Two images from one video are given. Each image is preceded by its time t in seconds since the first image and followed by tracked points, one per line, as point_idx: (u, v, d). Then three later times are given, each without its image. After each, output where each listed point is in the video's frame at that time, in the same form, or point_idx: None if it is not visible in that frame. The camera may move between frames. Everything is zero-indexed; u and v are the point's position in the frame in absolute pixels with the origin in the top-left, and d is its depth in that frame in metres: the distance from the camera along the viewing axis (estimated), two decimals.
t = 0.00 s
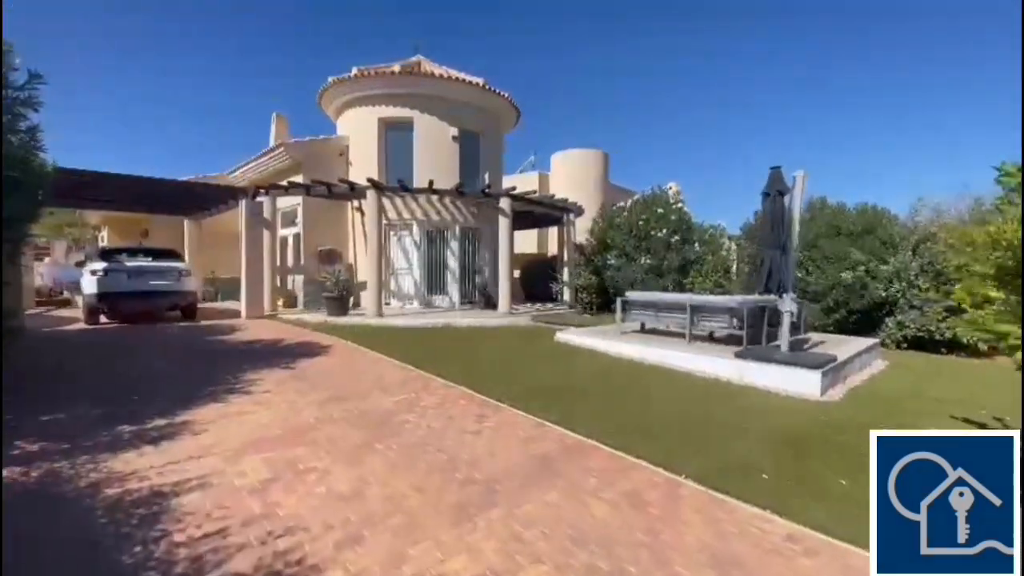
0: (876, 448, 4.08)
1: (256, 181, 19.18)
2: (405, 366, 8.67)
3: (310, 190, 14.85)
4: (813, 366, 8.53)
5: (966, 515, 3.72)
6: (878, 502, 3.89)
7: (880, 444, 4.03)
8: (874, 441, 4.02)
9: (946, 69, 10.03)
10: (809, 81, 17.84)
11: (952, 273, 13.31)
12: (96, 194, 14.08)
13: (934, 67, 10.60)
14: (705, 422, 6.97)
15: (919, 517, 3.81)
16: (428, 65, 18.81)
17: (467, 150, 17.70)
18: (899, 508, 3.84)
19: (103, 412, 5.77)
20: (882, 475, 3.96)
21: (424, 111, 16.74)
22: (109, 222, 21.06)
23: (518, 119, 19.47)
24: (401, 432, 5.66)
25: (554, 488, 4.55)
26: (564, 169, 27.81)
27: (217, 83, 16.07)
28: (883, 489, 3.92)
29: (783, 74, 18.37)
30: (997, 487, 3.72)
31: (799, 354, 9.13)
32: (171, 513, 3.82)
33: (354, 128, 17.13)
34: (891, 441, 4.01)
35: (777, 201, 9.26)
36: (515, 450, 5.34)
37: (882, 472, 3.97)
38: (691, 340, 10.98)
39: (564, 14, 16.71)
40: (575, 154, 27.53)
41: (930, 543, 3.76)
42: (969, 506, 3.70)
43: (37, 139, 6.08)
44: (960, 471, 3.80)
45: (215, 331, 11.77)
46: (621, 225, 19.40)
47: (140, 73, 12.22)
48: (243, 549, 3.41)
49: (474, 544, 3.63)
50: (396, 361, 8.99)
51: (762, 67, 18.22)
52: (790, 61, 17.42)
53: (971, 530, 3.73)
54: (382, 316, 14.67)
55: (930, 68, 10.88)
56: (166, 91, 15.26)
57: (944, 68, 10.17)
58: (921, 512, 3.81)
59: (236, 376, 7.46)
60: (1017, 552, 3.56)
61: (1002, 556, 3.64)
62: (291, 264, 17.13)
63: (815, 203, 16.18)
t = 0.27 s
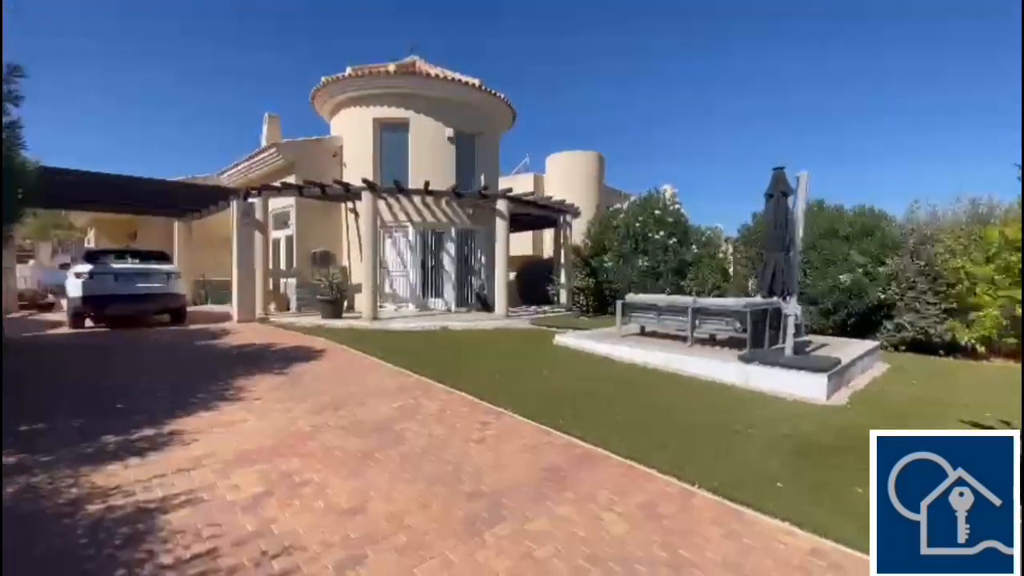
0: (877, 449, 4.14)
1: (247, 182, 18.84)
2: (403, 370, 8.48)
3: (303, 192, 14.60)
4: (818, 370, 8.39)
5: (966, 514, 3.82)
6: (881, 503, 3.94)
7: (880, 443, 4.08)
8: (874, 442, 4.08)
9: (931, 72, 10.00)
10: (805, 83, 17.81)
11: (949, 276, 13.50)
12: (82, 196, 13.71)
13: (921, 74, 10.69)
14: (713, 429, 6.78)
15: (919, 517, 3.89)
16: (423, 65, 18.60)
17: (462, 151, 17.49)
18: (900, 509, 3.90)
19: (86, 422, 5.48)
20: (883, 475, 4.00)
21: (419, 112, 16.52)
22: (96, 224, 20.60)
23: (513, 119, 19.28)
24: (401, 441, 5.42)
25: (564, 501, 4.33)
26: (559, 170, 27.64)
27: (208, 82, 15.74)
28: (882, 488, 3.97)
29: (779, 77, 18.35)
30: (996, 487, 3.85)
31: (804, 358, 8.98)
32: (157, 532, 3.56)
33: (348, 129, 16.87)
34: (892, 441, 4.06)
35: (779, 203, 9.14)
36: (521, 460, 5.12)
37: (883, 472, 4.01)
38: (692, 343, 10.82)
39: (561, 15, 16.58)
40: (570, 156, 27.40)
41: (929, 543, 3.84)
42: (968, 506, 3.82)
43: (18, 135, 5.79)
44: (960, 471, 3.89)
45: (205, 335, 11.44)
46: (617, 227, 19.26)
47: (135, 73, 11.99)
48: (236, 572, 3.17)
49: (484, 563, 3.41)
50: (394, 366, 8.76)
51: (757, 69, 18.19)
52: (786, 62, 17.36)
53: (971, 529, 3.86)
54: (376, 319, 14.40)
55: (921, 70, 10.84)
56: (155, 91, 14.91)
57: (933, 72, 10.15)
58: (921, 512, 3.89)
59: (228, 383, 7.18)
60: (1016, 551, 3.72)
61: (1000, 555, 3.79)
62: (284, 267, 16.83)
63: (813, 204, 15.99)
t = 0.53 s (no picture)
0: (877, 449, 4.21)
1: (242, 184, 18.58)
2: (404, 375, 8.30)
3: (300, 194, 14.41)
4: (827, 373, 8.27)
5: (965, 514, 3.91)
6: (881, 503, 4.02)
7: (880, 443, 4.15)
8: (875, 442, 4.16)
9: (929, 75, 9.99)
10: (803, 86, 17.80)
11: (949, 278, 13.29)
12: (72, 198, 13.43)
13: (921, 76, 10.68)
14: (723, 434, 6.62)
15: (918, 516, 3.98)
16: (420, 66, 18.44)
17: (461, 153, 17.32)
18: (900, 508, 3.99)
19: (76, 432, 5.24)
20: (883, 474, 4.09)
21: (417, 113, 16.34)
22: (87, 226, 20.26)
23: (512, 121, 19.14)
24: (406, 451, 5.22)
25: (580, 514, 4.15)
26: (556, 172, 27.49)
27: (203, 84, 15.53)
28: (883, 488, 4.06)
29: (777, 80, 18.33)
30: (996, 488, 3.91)
31: (811, 361, 8.86)
32: (153, 553, 3.35)
33: (345, 130, 16.67)
34: (892, 441, 4.13)
35: (785, 204, 9.03)
36: (533, 469, 4.93)
37: (884, 472, 4.10)
38: (697, 346, 10.68)
39: (560, 15, 16.46)
40: (568, 158, 27.27)
41: (929, 542, 3.92)
42: (967, 506, 3.89)
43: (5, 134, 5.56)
44: (960, 472, 3.98)
45: (200, 340, 11.18)
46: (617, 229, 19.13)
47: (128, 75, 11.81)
48: None
49: None
50: (395, 370, 8.57)
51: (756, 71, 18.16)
52: (784, 64, 17.34)
53: (971, 529, 3.92)
54: (374, 323, 14.17)
55: (919, 74, 10.82)
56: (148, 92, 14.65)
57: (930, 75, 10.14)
58: (921, 512, 3.98)
59: (225, 390, 6.95)
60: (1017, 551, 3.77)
61: (999, 554, 3.86)
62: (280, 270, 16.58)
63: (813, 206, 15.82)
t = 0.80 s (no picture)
0: (878, 449, 4.38)
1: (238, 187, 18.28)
2: (407, 383, 8.10)
3: (298, 197, 14.19)
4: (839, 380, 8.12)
5: (966, 514, 4.00)
6: (881, 503, 4.14)
7: (880, 443, 4.34)
8: (876, 442, 4.33)
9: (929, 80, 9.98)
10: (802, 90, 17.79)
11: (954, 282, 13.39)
12: (64, 202, 13.12)
13: (920, 81, 10.67)
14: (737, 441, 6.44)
15: (919, 517, 4.08)
16: (419, 68, 18.26)
17: (460, 155, 17.14)
18: (900, 508, 4.10)
19: (66, 448, 4.98)
20: (883, 473, 4.24)
21: (416, 115, 16.14)
22: (79, 230, 19.88)
23: (511, 123, 18.99)
24: (414, 466, 4.99)
25: (600, 534, 3.95)
26: (554, 174, 27.32)
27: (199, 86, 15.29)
28: (883, 487, 4.19)
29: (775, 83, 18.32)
30: (996, 488, 4.01)
31: (820, 366, 8.72)
32: None
33: (342, 132, 16.44)
34: (891, 441, 4.32)
35: (794, 207, 8.93)
36: (547, 486, 4.72)
37: (884, 471, 4.25)
38: (703, 352, 10.51)
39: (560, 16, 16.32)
40: (566, 160, 27.12)
41: (930, 543, 4.01)
42: (967, 506, 4.00)
43: None
44: (959, 472, 4.11)
45: (195, 346, 10.90)
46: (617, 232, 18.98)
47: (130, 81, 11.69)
48: None
49: None
50: (398, 378, 8.35)
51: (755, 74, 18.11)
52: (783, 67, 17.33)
53: (972, 530, 4.01)
54: (373, 328, 13.92)
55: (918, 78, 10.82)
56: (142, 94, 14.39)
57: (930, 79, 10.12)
58: (921, 512, 4.09)
59: (221, 400, 6.70)
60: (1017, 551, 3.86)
61: (1001, 556, 3.93)
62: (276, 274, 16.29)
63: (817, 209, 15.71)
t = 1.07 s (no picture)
0: (878, 450, 4.67)
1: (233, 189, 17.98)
2: (409, 391, 7.86)
3: (294, 200, 13.94)
4: (852, 386, 7.96)
5: (965, 514, 4.27)
6: (882, 502, 4.40)
7: (881, 444, 4.65)
8: (875, 443, 4.62)
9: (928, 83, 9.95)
10: (797, 94, 17.80)
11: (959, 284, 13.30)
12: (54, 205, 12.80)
13: (920, 82, 10.62)
14: (752, 452, 6.27)
15: (918, 517, 4.34)
16: (417, 68, 18.06)
17: (458, 157, 16.93)
18: (902, 506, 4.36)
19: (53, 465, 4.72)
20: (885, 473, 4.53)
21: (414, 116, 15.93)
22: (69, 234, 19.48)
23: (509, 125, 18.81)
24: (420, 480, 4.77)
25: (622, 554, 3.74)
26: (552, 177, 27.15)
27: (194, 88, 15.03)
28: (885, 487, 4.47)
29: (771, 87, 18.31)
30: (994, 489, 4.32)
31: (830, 371, 8.57)
32: None
33: (339, 134, 16.20)
34: (892, 442, 4.63)
35: (803, 209, 8.76)
36: (561, 502, 4.51)
37: (885, 472, 4.54)
38: (709, 356, 10.33)
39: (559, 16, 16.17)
40: (564, 162, 26.97)
41: (930, 543, 4.24)
42: (966, 506, 4.28)
43: None
44: (959, 472, 4.41)
45: (188, 353, 10.59)
46: (617, 235, 18.81)
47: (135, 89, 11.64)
48: None
49: None
50: (398, 385, 8.10)
51: (752, 77, 18.08)
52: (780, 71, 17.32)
53: (971, 531, 4.26)
54: (371, 333, 13.65)
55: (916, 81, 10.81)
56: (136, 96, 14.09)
57: (931, 81, 10.05)
58: (920, 512, 4.34)
59: (216, 411, 6.44)
60: (1015, 551, 4.11)
61: (998, 554, 4.22)
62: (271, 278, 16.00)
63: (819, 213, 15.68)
